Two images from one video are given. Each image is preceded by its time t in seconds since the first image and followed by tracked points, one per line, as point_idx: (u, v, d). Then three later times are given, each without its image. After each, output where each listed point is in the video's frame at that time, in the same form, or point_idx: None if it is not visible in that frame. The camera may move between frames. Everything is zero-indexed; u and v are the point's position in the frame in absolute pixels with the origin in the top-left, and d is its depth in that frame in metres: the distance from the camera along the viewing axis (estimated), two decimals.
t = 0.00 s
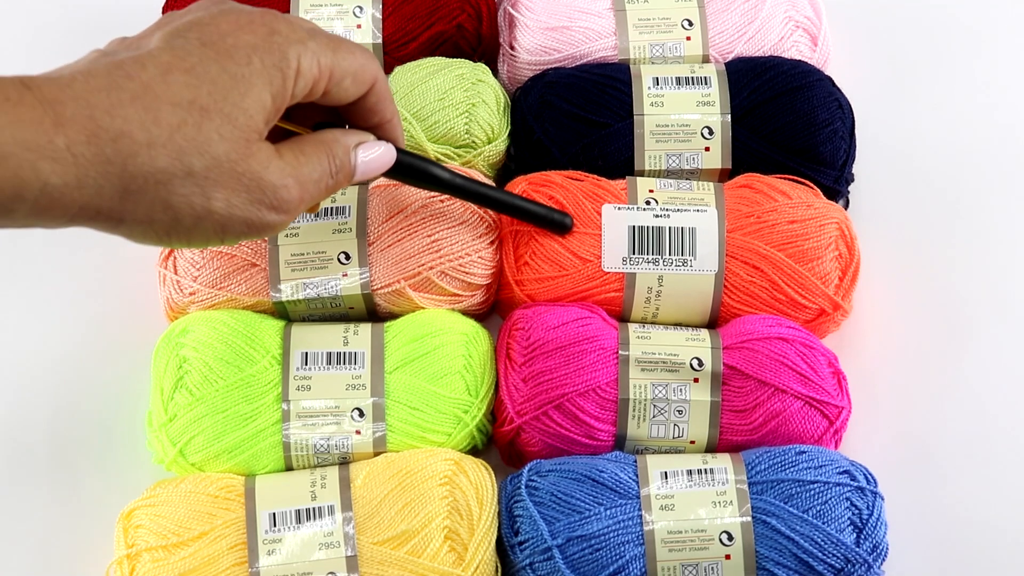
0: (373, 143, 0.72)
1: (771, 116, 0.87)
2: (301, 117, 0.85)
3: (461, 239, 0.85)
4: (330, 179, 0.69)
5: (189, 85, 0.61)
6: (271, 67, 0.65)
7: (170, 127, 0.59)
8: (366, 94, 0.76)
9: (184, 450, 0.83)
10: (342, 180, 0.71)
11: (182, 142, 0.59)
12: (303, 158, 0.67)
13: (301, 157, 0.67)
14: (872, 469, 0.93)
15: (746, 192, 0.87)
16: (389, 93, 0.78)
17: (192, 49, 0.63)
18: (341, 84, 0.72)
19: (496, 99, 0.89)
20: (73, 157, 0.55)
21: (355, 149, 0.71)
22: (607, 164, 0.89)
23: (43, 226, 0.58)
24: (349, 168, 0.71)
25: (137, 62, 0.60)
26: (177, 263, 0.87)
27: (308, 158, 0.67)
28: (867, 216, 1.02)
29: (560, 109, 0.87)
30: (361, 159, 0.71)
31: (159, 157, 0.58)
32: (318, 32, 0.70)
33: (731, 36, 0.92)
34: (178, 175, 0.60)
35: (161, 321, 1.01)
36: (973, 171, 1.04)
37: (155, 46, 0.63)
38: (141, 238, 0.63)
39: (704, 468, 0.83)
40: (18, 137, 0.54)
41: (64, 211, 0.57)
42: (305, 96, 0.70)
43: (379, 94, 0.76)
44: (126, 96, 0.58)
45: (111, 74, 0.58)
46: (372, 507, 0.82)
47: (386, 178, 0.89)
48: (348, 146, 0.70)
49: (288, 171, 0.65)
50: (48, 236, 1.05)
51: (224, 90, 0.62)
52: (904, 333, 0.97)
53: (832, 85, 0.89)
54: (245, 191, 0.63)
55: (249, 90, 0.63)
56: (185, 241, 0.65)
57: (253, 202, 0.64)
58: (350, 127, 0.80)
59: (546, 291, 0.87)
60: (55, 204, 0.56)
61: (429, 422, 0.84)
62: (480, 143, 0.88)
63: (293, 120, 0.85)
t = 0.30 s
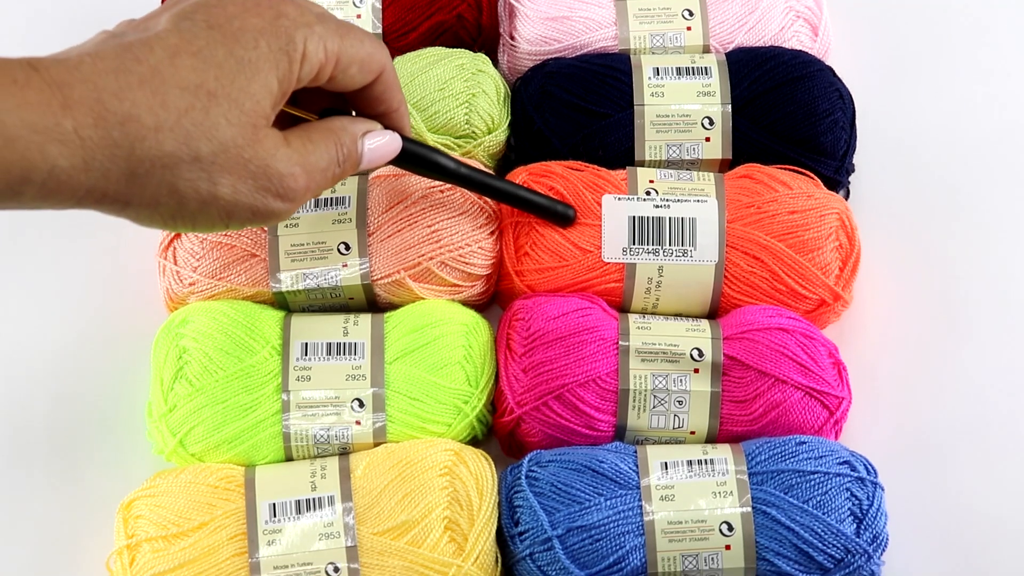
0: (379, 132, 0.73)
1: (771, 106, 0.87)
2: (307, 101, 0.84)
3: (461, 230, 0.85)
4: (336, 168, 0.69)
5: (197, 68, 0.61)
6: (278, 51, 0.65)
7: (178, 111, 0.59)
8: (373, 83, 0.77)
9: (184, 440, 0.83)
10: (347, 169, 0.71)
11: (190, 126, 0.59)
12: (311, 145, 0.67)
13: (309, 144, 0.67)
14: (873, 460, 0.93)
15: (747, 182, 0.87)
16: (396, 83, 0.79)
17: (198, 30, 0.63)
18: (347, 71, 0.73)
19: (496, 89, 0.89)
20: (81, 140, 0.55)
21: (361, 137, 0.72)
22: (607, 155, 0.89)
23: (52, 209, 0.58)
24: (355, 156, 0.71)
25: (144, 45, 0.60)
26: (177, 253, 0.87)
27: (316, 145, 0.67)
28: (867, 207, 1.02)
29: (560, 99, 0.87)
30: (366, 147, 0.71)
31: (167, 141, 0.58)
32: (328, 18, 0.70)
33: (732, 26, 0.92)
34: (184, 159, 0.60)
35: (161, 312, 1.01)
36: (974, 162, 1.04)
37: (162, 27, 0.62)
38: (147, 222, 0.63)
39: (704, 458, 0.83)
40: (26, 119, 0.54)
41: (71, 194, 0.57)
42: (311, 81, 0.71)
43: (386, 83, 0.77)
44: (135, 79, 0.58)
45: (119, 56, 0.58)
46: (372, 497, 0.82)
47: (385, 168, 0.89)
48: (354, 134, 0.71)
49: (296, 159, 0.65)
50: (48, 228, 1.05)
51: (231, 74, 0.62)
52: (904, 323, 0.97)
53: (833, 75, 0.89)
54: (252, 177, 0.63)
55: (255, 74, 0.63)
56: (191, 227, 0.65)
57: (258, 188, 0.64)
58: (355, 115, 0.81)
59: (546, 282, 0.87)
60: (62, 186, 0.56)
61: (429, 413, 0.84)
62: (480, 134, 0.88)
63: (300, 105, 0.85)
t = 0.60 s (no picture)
0: (380, 120, 0.73)
1: (772, 97, 0.87)
2: (308, 88, 0.84)
3: (461, 221, 0.85)
4: (335, 155, 0.70)
5: (198, 52, 0.61)
6: (279, 37, 0.65)
7: (177, 93, 0.59)
8: (374, 72, 0.77)
9: (184, 431, 0.83)
10: (347, 158, 0.71)
11: (188, 108, 0.59)
12: (310, 133, 0.67)
13: (308, 131, 0.67)
14: (873, 451, 0.93)
15: (747, 173, 0.87)
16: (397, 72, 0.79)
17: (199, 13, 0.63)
18: (348, 59, 0.73)
19: (496, 80, 0.89)
20: (79, 120, 0.56)
21: (362, 126, 0.72)
22: (607, 145, 0.89)
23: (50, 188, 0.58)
24: (355, 145, 0.71)
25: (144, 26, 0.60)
26: (177, 244, 0.87)
27: (315, 133, 0.68)
28: (868, 198, 1.02)
29: (561, 90, 0.87)
30: (366, 136, 0.72)
31: (165, 123, 0.59)
32: (331, 5, 0.70)
33: (732, 17, 0.92)
34: (183, 142, 0.60)
35: (161, 302, 1.01)
36: (974, 153, 1.04)
37: (164, 10, 0.62)
38: (143, 203, 0.63)
39: (704, 449, 0.83)
40: (24, 98, 0.54)
41: (70, 173, 0.57)
42: (312, 67, 0.71)
43: (388, 72, 0.77)
44: (135, 61, 0.58)
45: (120, 38, 0.58)
46: (372, 488, 0.82)
47: (386, 158, 0.89)
48: (355, 123, 0.71)
49: (295, 146, 0.66)
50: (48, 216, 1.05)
51: (232, 59, 0.62)
52: (904, 314, 0.97)
53: (834, 66, 0.89)
54: (250, 162, 0.63)
55: (256, 59, 0.63)
56: (187, 209, 0.65)
57: (255, 172, 0.64)
58: (356, 104, 0.81)
59: (546, 273, 0.87)
60: (61, 165, 0.57)
61: (430, 403, 0.84)
62: (481, 124, 0.88)
63: (301, 91, 0.85)
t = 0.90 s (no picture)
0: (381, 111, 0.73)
1: (773, 88, 0.87)
2: (309, 79, 0.84)
3: (462, 212, 0.85)
4: (335, 146, 0.69)
5: (198, 44, 0.61)
6: (279, 29, 0.65)
7: (178, 85, 0.59)
8: (375, 63, 0.77)
9: (184, 422, 0.83)
10: (347, 148, 0.71)
11: (187, 102, 0.59)
12: (310, 123, 0.67)
13: (309, 123, 0.67)
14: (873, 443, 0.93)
15: (748, 164, 0.87)
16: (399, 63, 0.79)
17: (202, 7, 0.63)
18: (349, 50, 0.73)
19: (496, 71, 0.89)
20: (79, 112, 0.56)
21: (363, 117, 0.72)
22: (608, 137, 0.89)
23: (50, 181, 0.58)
24: (355, 136, 0.71)
25: (144, 19, 0.60)
26: (177, 235, 0.87)
27: (315, 124, 0.67)
28: (869, 190, 1.02)
29: (561, 81, 0.87)
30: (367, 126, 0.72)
31: (166, 115, 0.58)
32: None
33: (733, 9, 0.92)
34: (183, 134, 0.60)
35: (161, 293, 1.00)
36: (975, 145, 1.04)
37: (165, 3, 0.62)
38: (144, 195, 0.63)
39: (704, 440, 0.83)
40: (25, 90, 0.54)
41: (70, 165, 0.57)
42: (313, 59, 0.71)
43: (388, 63, 0.77)
44: (135, 53, 0.58)
45: (121, 30, 0.58)
46: (372, 479, 0.82)
47: (386, 150, 0.89)
48: (355, 114, 0.71)
49: (295, 137, 0.65)
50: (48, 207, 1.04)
51: (233, 50, 0.62)
52: (904, 305, 0.97)
53: (835, 57, 0.89)
54: (251, 154, 0.63)
55: (257, 51, 0.64)
56: (188, 202, 0.65)
57: (256, 164, 0.64)
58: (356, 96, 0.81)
59: (546, 264, 0.87)
60: (62, 157, 0.56)
61: (430, 395, 0.84)
62: (481, 116, 0.88)
63: (301, 83, 0.85)
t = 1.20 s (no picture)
0: (299, 56, 0.62)
1: (773, 79, 0.87)
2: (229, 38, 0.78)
3: (462, 203, 0.85)
4: (244, 101, 0.61)
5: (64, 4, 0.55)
6: None
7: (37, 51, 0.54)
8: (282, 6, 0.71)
9: (184, 414, 0.83)
10: (262, 104, 0.62)
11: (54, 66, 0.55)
12: (211, 77, 0.60)
13: (209, 75, 0.60)
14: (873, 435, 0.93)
15: (749, 156, 0.87)
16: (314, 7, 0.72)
17: None
18: None
19: (497, 63, 0.89)
20: None
21: (276, 62, 0.61)
22: (609, 129, 0.89)
23: None
24: (268, 86, 0.61)
25: None
26: (177, 227, 0.87)
27: (218, 77, 0.60)
28: (869, 182, 1.02)
29: (562, 72, 0.87)
30: (286, 76, 0.61)
31: (29, 88, 0.54)
32: None
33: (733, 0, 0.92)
34: (56, 106, 0.56)
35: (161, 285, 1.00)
36: (976, 137, 1.04)
37: None
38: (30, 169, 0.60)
39: (704, 432, 0.83)
40: None
41: None
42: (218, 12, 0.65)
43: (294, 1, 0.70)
44: None
45: None
46: (372, 471, 0.82)
47: (386, 142, 0.89)
48: (266, 62, 0.61)
49: (185, 90, 0.59)
50: (48, 198, 1.04)
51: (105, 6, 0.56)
52: (904, 298, 0.97)
53: (836, 49, 0.89)
54: (139, 114, 0.58)
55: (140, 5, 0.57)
56: (75, 171, 0.61)
57: (143, 125, 0.58)
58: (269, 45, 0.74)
59: (547, 256, 0.87)
60: None
61: (430, 386, 0.84)
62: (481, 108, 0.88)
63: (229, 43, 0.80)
